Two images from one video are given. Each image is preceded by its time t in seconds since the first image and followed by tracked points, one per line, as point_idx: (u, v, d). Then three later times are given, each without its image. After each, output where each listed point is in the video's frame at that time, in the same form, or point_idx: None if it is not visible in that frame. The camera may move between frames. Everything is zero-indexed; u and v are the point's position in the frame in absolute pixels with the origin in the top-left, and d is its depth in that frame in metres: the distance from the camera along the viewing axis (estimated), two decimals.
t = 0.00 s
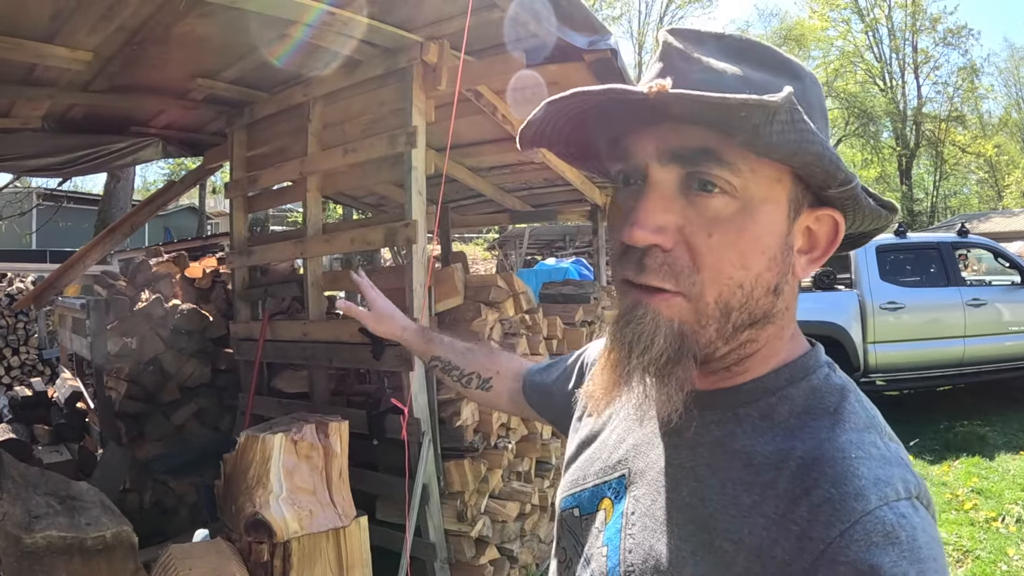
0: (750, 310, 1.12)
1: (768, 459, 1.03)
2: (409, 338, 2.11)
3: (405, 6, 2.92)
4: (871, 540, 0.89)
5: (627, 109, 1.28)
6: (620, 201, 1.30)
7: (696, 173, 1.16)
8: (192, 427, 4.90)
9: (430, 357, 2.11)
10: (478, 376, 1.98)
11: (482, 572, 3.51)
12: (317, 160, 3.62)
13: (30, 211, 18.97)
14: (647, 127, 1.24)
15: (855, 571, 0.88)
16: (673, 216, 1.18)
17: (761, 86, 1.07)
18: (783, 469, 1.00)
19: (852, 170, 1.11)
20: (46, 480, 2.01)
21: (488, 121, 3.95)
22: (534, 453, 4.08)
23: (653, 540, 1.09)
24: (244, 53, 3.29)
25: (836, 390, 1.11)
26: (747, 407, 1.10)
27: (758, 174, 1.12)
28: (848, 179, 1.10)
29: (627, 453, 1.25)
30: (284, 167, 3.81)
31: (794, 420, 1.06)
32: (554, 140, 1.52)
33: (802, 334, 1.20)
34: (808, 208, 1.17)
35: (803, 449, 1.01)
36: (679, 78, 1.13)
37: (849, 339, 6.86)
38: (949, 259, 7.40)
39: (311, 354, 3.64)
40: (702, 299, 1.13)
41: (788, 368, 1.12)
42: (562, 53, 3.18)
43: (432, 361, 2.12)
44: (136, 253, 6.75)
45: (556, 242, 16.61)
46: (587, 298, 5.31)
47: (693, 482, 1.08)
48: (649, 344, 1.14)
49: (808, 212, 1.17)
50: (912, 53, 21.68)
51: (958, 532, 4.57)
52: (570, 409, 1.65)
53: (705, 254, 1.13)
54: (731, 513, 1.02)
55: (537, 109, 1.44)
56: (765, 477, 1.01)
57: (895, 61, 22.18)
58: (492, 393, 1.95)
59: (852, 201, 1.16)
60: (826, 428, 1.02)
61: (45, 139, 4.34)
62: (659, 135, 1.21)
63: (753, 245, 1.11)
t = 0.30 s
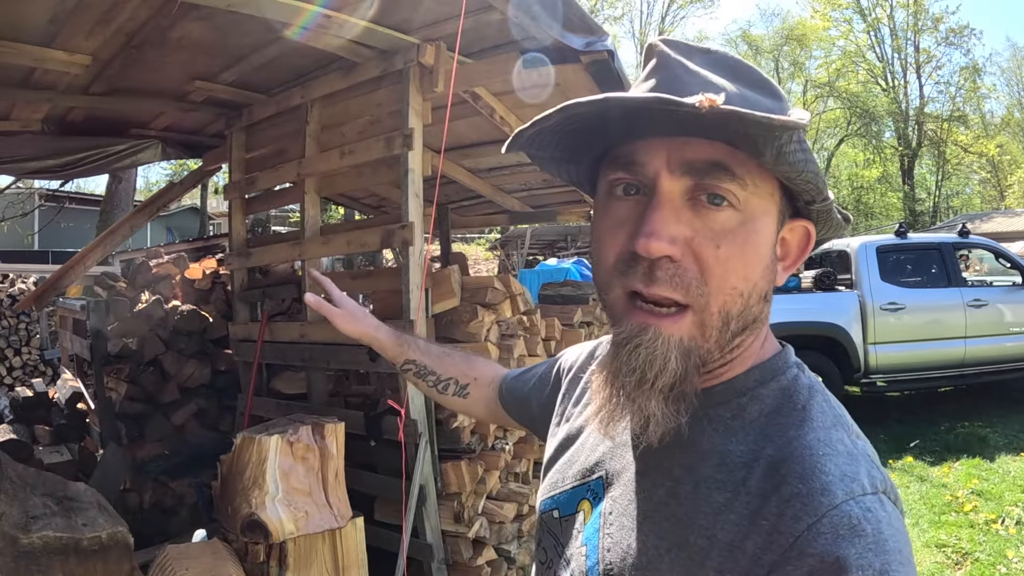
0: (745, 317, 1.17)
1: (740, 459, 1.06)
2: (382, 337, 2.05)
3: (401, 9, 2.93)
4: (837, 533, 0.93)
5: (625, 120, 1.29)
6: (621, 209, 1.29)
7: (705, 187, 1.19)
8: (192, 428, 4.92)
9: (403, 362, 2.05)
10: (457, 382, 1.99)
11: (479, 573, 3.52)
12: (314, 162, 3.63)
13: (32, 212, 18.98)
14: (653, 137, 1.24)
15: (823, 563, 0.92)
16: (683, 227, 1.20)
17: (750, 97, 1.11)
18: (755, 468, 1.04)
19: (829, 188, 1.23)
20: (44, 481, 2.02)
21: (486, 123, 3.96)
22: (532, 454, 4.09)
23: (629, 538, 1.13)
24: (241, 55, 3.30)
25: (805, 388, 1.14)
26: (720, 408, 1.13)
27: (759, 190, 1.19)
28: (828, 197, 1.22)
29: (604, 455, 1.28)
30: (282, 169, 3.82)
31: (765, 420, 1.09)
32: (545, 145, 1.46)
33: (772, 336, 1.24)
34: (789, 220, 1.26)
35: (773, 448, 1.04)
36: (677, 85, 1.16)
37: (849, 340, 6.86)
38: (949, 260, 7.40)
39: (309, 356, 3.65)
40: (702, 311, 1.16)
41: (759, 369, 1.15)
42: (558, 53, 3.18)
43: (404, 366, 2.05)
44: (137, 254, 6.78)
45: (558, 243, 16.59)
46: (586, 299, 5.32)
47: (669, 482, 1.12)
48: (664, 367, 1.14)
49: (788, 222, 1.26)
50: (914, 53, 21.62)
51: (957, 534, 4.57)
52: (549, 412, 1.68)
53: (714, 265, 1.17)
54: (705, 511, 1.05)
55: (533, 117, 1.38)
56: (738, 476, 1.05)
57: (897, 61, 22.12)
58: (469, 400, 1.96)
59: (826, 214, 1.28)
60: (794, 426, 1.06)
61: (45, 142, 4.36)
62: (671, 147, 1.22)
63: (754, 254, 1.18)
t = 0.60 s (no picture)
0: (727, 321, 1.17)
1: (723, 462, 1.07)
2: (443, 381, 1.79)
3: (400, 9, 2.93)
4: (820, 533, 0.93)
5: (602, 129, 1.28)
6: (599, 217, 1.29)
7: (686, 194, 1.19)
8: (193, 428, 4.93)
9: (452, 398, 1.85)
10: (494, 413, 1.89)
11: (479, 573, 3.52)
12: (314, 163, 3.63)
13: (35, 211, 19.02)
14: (630, 145, 1.24)
15: (806, 563, 0.93)
16: (663, 234, 1.20)
17: (729, 106, 1.13)
18: (738, 471, 1.05)
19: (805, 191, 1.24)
20: (44, 481, 2.03)
21: (486, 123, 3.96)
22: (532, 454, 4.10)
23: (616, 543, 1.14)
24: (241, 57, 3.31)
25: (787, 389, 1.14)
26: (703, 411, 1.13)
27: (737, 196, 1.19)
28: (805, 200, 1.23)
29: (589, 461, 1.30)
30: (282, 170, 3.82)
31: (748, 422, 1.10)
32: (520, 154, 1.47)
33: (754, 339, 1.25)
34: (767, 223, 1.27)
35: (755, 450, 1.05)
36: (657, 93, 1.16)
37: (851, 340, 6.84)
38: (952, 260, 7.37)
39: (309, 356, 3.66)
40: (687, 313, 1.16)
41: (740, 371, 1.15)
42: (559, 52, 3.20)
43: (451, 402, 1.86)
44: (140, 254, 6.79)
45: (561, 243, 16.57)
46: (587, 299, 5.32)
47: (653, 485, 1.13)
48: (648, 363, 1.12)
49: (766, 225, 1.27)
50: (918, 52, 21.55)
51: (960, 536, 4.56)
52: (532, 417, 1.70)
53: (695, 269, 1.17)
54: (689, 514, 1.06)
55: (511, 127, 1.38)
56: (721, 480, 1.06)
57: (901, 60, 22.04)
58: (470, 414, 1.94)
59: (802, 217, 1.29)
60: (777, 428, 1.06)
61: (46, 143, 4.37)
62: (649, 153, 1.22)
63: (735, 260, 1.19)
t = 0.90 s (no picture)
0: (718, 327, 1.20)
1: (719, 469, 1.09)
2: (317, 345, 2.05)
3: (400, 11, 2.95)
4: (817, 537, 0.94)
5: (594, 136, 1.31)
6: (590, 224, 1.31)
7: (677, 199, 1.21)
8: (195, 428, 4.95)
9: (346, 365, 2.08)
10: (405, 381, 2.01)
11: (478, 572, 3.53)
12: (315, 164, 3.65)
13: (37, 211, 19.06)
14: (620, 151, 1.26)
15: (804, 568, 0.94)
16: (655, 240, 1.22)
17: (719, 106, 1.15)
18: (733, 477, 1.06)
19: (797, 193, 1.25)
20: (46, 480, 2.05)
21: (486, 124, 3.98)
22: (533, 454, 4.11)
23: (612, 549, 1.16)
24: (242, 58, 3.33)
25: (782, 394, 1.16)
26: (699, 417, 1.15)
27: (729, 200, 1.21)
28: (797, 202, 1.24)
29: (582, 467, 1.32)
30: (283, 171, 3.84)
31: (744, 428, 1.11)
32: (512, 161, 1.50)
33: (748, 344, 1.27)
34: (759, 227, 1.29)
35: (751, 456, 1.06)
36: (647, 94, 1.18)
37: (852, 340, 6.85)
38: (953, 259, 7.37)
39: (310, 356, 3.69)
40: (674, 331, 1.18)
41: (735, 377, 1.17)
42: (558, 53, 3.21)
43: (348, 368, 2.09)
44: (141, 254, 6.81)
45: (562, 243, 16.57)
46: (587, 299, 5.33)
47: (650, 492, 1.14)
48: (643, 389, 1.15)
49: (759, 228, 1.28)
50: (920, 51, 21.52)
51: (960, 536, 4.57)
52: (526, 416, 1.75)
53: (686, 276, 1.19)
54: (686, 521, 1.07)
55: (501, 135, 1.40)
56: (717, 486, 1.07)
57: (903, 59, 22.02)
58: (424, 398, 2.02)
59: (794, 218, 1.30)
60: (773, 433, 1.08)
61: (49, 144, 4.39)
62: (638, 160, 1.24)
63: (727, 263, 1.21)
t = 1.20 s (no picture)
0: (725, 325, 1.22)
1: (719, 466, 1.10)
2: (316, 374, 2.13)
3: (400, 12, 2.96)
4: (820, 531, 0.96)
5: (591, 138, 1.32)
6: (587, 226, 1.33)
7: (676, 199, 1.22)
8: (198, 426, 4.97)
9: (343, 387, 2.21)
10: (392, 391, 2.09)
11: (479, 571, 3.55)
12: (317, 164, 3.67)
13: (40, 212, 19.10)
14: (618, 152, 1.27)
15: (807, 563, 0.95)
16: (655, 240, 1.24)
17: (715, 104, 1.16)
18: (734, 473, 1.08)
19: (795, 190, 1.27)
20: (51, 477, 2.07)
21: (488, 124, 4.00)
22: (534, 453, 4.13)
23: (614, 548, 1.17)
24: (244, 59, 3.34)
25: (780, 389, 1.18)
26: (699, 414, 1.17)
27: (727, 198, 1.23)
28: (795, 199, 1.26)
29: (581, 467, 1.34)
30: (286, 171, 3.86)
31: (744, 424, 1.13)
32: (504, 163, 1.50)
33: (746, 340, 1.29)
34: (757, 223, 1.31)
35: (751, 452, 1.08)
36: (643, 92, 1.19)
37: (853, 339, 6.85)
38: (955, 259, 7.38)
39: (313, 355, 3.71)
40: (685, 322, 1.21)
41: (734, 374, 1.19)
42: (559, 53, 3.22)
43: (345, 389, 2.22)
44: (143, 255, 6.84)
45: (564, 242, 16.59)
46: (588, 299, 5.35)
47: (651, 490, 1.16)
48: (650, 381, 1.18)
49: (755, 225, 1.30)
50: (922, 50, 21.51)
51: (960, 536, 4.58)
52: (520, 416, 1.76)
53: (690, 274, 1.22)
54: (688, 518, 1.09)
55: (493, 137, 1.40)
56: (718, 483, 1.09)
57: (905, 58, 22.01)
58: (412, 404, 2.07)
59: (791, 215, 1.32)
60: (772, 429, 1.09)
61: (52, 144, 4.41)
62: (636, 160, 1.25)
63: (728, 260, 1.23)
